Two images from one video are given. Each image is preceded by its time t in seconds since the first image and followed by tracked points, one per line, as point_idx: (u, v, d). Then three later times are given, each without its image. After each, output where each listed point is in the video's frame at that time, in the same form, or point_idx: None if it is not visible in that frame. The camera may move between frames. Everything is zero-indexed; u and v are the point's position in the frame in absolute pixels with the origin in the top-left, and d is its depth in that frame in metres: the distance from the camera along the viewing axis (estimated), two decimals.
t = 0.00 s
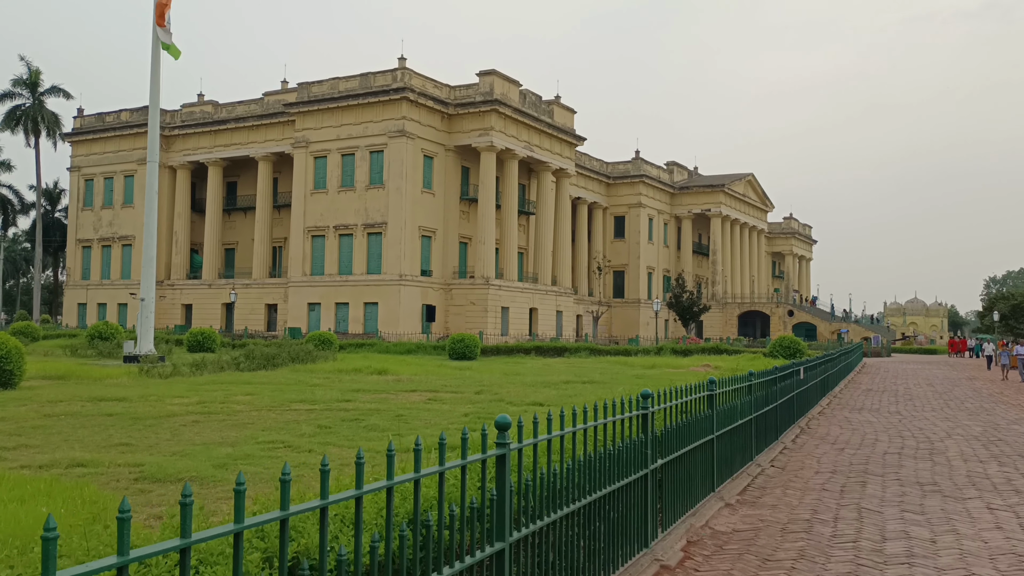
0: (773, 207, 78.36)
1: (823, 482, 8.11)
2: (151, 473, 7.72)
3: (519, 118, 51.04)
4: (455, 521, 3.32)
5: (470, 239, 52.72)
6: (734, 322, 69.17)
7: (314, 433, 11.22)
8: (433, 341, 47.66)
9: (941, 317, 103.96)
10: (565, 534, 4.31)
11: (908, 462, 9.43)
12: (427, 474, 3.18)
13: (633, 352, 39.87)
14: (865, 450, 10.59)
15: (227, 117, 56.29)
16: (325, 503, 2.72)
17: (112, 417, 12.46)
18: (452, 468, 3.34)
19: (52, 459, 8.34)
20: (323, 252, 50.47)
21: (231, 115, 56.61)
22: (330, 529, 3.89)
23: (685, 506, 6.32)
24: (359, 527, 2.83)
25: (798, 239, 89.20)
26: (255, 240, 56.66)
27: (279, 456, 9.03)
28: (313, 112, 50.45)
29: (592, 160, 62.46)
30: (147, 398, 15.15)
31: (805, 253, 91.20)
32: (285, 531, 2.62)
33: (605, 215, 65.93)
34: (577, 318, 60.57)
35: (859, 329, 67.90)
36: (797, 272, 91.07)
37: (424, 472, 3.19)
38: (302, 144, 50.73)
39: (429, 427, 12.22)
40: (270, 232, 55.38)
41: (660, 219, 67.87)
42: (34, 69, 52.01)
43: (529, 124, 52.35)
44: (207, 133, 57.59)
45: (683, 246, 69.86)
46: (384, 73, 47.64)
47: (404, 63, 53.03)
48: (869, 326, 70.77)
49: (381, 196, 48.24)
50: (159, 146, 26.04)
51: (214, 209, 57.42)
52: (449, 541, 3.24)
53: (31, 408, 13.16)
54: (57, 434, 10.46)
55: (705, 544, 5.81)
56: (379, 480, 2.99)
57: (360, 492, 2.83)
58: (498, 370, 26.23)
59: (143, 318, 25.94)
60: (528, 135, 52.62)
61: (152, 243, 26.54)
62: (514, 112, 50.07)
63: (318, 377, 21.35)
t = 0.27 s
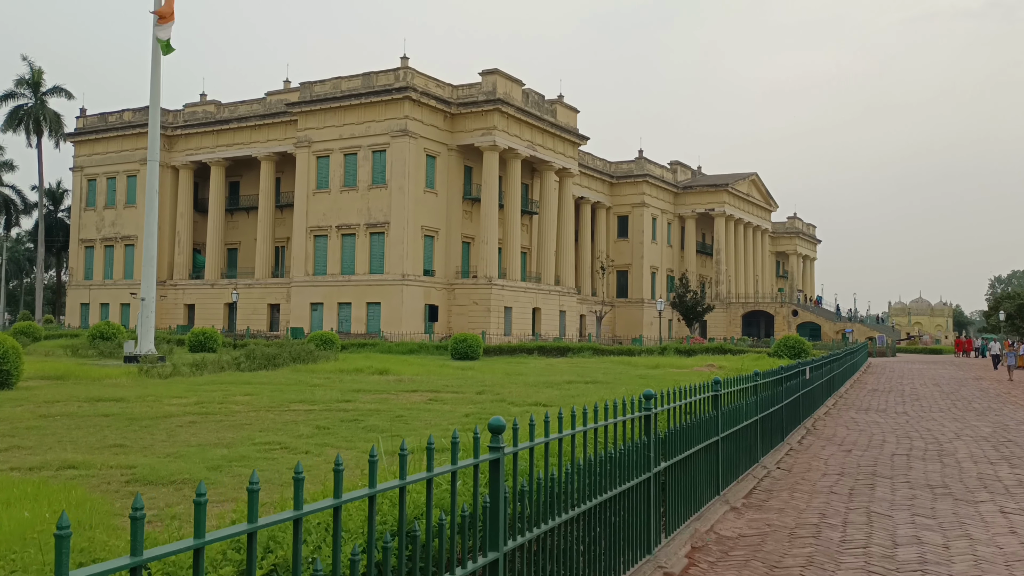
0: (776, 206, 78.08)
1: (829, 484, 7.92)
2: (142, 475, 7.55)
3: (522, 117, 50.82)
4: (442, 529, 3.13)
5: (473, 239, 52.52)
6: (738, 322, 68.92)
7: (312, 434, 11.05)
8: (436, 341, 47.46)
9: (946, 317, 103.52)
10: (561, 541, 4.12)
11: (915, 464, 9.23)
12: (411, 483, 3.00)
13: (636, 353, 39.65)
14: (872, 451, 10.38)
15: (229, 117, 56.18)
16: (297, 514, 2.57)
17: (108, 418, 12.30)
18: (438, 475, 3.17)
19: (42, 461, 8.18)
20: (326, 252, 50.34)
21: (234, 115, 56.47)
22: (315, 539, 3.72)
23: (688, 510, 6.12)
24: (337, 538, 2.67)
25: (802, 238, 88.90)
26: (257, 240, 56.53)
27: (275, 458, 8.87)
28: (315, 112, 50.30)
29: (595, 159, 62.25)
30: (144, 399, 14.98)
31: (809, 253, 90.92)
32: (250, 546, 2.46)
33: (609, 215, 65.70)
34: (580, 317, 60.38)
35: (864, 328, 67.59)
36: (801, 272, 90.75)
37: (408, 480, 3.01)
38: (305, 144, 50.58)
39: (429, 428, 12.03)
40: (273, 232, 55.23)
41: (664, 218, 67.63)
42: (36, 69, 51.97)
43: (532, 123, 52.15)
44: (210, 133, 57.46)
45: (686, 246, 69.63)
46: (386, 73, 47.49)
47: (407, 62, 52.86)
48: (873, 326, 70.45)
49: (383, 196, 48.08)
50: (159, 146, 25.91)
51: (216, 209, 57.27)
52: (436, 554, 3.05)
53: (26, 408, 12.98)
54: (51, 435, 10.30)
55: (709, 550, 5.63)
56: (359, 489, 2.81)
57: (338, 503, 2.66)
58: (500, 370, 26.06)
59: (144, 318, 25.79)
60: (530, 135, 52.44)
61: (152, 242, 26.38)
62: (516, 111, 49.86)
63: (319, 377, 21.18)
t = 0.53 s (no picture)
0: (780, 206, 77.85)
1: (835, 489, 7.75)
2: (132, 480, 7.40)
3: (525, 117, 50.64)
4: (423, 546, 2.97)
5: (476, 239, 52.36)
6: (742, 323, 68.73)
7: (309, 436, 10.89)
8: (439, 341, 47.35)
9: (951, 317, 103.22)
10: (555, 552, 3.95)
11: (923, 468, 9.04)
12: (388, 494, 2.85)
13: (639, 353, 39.49)
14: (877, 454, 10.21)
15: (232, 117, 56.09)
16: (259, 534, 2.41)
17: (103, 420, 12.16)
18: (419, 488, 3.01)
19: (33, 465, 8.03)
20: (328, 252, 50.22)
21: (236, 115, 56.37)
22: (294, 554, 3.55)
23: (688, 518, 5.95)
24: (307, 557, 2.52)
25: (806, 238, 88.63)
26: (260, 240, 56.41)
27: (270, 461, 8.71)
28: (318, 112, 50.18)
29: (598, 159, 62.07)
30: (142, 400, 14.84)
31: (814, 253, 90.65)
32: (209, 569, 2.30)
33: (612, 215, 65.50)
34: (584, 318, 60.24)
35: (868, 329, 67.34)
36: (805, 272, 90.53)
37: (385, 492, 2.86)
38: (308, 144, 50.47)
39: (428, 430, 11.87)
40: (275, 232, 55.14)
41: (668, 218, 67.42)
42: (39, 69, 51.92)
43: (535, 123, 51.98)
44: (212, 133, 57.38)
45: (690, 246, 69.42)
46: (389, 72, 47.36)
47: (409, 62, 52.71)
48: (877, 326, 70.19)
49: (386, 196, 47.95)
50: (160, 145, 25.78)
51: (219, 209, 57.17)
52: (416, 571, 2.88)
53: (21, 410, 12.84)
54: (44, 438, 10.15)
55: (711, 559, 5.45)
56: (329, 504, 2.67)
57: (306, 520, 2.51)
58: (502, 371, 25.90)
59: (144, 319, 25.67)
60: (533, 135, 52.26)
61: (153, 242, 26.27)
62: (519, 111, 49.69)
63: (320, 378, 21.03)
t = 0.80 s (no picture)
0: (784, 205, 77.57)
1: (836, 489, 7.58)
2: (117, 479, 7.25)
3: (527, 116, 50.47)
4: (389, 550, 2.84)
5: (478, 238, 52.18)
6: (745, 322, 68.50)
7: (302, 436, 10.73)
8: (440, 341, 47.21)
9: (955, 317, 102.89)
10: (542, 555, 3.80)
11: (926, 468, 8.86)
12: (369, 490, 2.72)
13: (642, 353, 39.32)
14: (880, 454, 10.03)
15: (234, 116, 55.95)
16: (197, 540, 2.30)
17: (96, 419, 12.01)
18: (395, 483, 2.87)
19: (19, 465, 7.88)
20: (330, 252, 50.08)
21: (238, 114, 56.25)
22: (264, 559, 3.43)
23: (684, 518, 5.80)
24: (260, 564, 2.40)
25: (809, 238, 88.31)
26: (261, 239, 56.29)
27: (261, 460, 8.56)
28: (319, 111, 50.04)
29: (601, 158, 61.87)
30: (137, 399, 14.71)
31: (817, 252, 90.33)
32: None
33: (615, 214, 65.28)
34: (586, 317, 60.06)
35: (872, 328, 67.05)
36: (808, 271, 90.22)
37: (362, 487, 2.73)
38: (309, 143, 50.35)
39: (424, 429, 11.71)
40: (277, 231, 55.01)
41: (670, 218, 67.21)
42: (40, 68, 51.86)
43: (537, 122, 51.80)
44: (214, 133, 57.28)
45: (693, 245, 69.19)
46: (391, 72, 47.20)
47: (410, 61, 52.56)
48: (881, 326, 69.90)
49: (388, 195, 47.80)
50: (159, 143, 25.64)
51: (221, 209, 57.08)
52: None
53: (14, 409, 12.72)
54: (34, 437, 10.02)
55: (705, 561, 5.30)
56: (286, 505, 2.55)
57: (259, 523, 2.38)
58: (502, 370, 25.74)
59: (143, 318, 25.56)
60: (535, 134, 52.07)
61: (151, 241, 26.14)
62: (521, 110, 49.51)
63: (318, 377, 20.89)
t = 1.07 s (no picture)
0: (786, 206, 77.35)
1: (835, 496, 7.42)
2: (100, 486, 7.09)
3: (528, 117, 50.32)
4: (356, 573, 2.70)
5: (479, 240, 52.02)
6: (747, 323, 68.31)
7: (295, 440, 10.58)
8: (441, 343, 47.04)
9: (958, 318, 102.60)
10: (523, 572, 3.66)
11: (928, 474, 8.68)
12: (332, 508, 2.61)
13: (642, 354, 39.13)
14: (880, 459, 9.86)
15: (235, 117, 55.84)
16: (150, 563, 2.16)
17: (86, 423, 11.86)
18: (358, 501, 2.75)
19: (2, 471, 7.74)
20: (330, 253, 49.96)
21: (239, 115, 56.13)
22: None
23: (676, 528, 5.65)
24: None
25: (811, 238, 88.05)
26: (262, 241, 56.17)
27: (249, 466, 8.41)
28: (320, 112, 49.92)
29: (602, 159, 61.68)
30: (130, 402, 14.57)
31: (820, 253, 90.07)
32: None
33: (616, 215, 65.07)
34: (588, 319, 59.89)
35: (874, 329, 66.79)
36: (811, 273, 89.96)
37: (324, 505, 2.61)
38: (310, 144, 50.22)
39: (418, 433, 11.55)
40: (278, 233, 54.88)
41: (672, 219, 67.02)
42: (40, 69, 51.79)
43: (538, 123, 51.63)
44: (215, 134, 57.18)
45: (695, 246, 68.99)
46: (391, 72, 47.06)
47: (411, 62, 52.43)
48: (884, 327, 69.66)
49: (388, 197, 47.67)
50: (157, 144, 25.51)
51: (221, 210, 56.97)
52: None
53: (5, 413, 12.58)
54: (22, 442, 9.87)
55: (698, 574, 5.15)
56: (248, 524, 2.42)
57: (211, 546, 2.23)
58: (502, 372, 25.59)
59: (141, 320, 25.42)
60: (536, 135, 51.90)
61: (149, 242, 26.01)
62: (522, 111, 49.37)
63: (316, 379, 20.73)
